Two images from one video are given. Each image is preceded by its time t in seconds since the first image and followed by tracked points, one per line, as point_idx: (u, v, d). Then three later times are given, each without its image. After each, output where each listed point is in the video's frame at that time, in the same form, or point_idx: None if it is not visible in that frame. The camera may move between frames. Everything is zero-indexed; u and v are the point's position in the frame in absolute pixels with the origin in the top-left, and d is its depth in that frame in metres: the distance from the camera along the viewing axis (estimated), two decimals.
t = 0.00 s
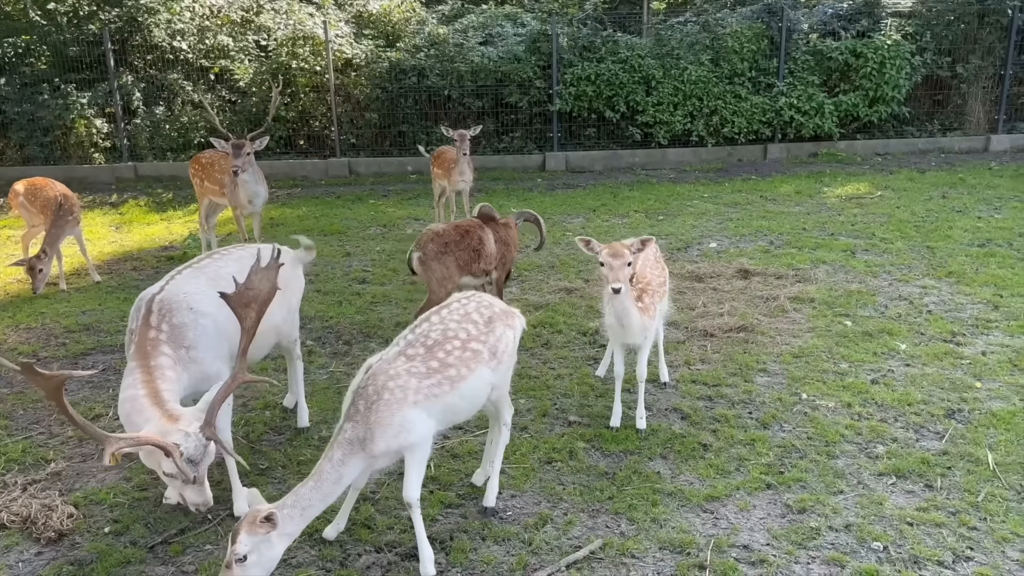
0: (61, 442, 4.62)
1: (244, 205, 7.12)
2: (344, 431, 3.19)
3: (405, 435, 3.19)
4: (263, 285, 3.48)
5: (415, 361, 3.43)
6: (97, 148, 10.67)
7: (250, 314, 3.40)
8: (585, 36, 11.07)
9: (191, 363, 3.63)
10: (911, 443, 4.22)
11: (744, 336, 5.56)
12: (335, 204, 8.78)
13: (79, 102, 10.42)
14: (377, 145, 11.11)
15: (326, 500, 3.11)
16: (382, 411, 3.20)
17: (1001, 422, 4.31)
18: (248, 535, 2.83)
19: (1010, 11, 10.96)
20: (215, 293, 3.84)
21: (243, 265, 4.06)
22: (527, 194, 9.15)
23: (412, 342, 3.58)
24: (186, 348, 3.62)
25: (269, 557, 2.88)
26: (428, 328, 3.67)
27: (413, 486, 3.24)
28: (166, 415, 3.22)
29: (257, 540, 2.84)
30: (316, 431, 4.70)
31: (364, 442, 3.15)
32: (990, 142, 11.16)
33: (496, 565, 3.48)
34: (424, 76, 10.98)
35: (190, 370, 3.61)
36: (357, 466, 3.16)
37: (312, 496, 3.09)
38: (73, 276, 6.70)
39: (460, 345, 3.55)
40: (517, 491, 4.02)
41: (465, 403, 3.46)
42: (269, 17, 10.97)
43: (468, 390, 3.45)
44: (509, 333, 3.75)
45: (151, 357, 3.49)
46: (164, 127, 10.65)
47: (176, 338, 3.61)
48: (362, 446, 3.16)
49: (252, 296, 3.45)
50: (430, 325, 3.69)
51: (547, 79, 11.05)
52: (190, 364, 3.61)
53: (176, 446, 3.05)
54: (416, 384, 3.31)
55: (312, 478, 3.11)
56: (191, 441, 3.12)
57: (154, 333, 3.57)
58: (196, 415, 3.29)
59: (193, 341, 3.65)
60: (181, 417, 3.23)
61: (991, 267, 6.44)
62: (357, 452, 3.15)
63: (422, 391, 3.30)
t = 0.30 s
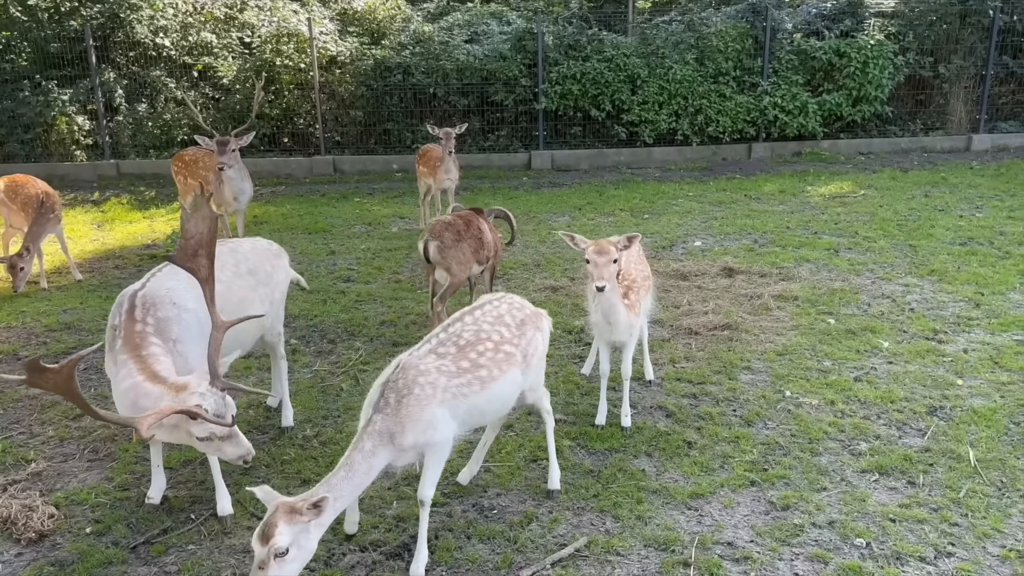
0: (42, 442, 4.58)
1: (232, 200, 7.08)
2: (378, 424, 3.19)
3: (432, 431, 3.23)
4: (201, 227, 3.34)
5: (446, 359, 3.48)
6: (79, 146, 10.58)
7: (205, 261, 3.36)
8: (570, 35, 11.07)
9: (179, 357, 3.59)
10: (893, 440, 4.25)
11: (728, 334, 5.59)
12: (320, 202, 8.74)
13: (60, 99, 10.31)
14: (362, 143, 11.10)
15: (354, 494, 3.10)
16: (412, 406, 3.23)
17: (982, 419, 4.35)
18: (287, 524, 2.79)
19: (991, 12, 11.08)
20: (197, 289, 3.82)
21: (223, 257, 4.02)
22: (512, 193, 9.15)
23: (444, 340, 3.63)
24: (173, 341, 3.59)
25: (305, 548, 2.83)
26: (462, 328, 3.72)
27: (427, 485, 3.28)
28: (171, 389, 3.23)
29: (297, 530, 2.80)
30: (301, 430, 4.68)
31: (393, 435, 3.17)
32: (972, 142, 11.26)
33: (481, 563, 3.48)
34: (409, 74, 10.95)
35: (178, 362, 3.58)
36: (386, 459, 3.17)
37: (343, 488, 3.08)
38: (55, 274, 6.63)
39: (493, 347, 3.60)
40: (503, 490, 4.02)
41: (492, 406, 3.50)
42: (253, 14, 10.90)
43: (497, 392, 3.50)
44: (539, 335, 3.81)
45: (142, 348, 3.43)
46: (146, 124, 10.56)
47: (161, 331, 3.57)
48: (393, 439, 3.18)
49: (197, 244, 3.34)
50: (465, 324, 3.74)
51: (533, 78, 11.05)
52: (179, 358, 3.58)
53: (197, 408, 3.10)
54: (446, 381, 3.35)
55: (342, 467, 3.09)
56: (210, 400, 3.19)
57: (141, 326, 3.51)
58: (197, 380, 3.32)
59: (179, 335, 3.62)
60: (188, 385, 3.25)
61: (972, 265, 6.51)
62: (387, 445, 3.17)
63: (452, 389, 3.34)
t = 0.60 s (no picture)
0: (38, 442, 4.57)
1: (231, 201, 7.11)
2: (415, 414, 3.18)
3: (465, 425, 3.22)
4: (183, 200, 3.58)
5: (477, 354, 3.48)
6: (75, 145, 10.56)
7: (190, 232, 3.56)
8: (567, 36, 11.07)
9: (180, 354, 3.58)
10: (888, 441, 4.26)
11: (724, 335, 5.60)
12: (316, 202, 8.74)
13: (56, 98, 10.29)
14: (359, 143, 11.10)
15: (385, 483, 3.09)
16: (447, 399, 3.23)
17: (976, 420, 4.37)
18: (322, 512, 2.79)
19: (987, 15, 11.12)
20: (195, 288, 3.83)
21: (220, 258, 4.04)
22: (509, 193, 9.16)
23: (474, 334, 3.64)
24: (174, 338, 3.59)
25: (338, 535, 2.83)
26: (489, 323, 3.74)
27: (439, 490, 3.25)
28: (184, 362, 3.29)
29: (330, 516, 2.80)
30: (297, 430, 4.69)
31: (427, 428, 3.15)
32: (968, 144, 11.29)
33: (477, 564, 3.48)
34: (406, 74, 10.96)
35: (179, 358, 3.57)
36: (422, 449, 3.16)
37: (375, 476, 3.06)
38: (51, 274, 6.63)
39: (520, 343, 3.62)
40: (499, 490, 4.03)
41: (518, 402, 3.52)
42: (249, 14, 10.91)
43: (524, 388, 3.52)
44: (557, 331, 3.86)
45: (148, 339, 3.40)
46: (143, 123, 10.55)
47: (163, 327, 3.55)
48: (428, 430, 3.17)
49: (180, 217, 3.56)
50: (492, 320, 3.76)
51: (529, 79, 11.05)
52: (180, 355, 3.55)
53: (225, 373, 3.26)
54: (478, 377, 3.35)
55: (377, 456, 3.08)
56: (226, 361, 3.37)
57: (144, 320, 3.49)
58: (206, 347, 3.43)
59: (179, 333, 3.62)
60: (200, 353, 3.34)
61: (967, 267, 6.53)
62: (420, 436, 3.15)
63: (483, 385, 3.34)
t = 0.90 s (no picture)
0: (59, 444, 4.61)
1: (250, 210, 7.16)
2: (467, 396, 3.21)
3: (514, 417, 3.19)
4: (174, 190, 3.57)
5: (515, 352, 3.49)
6: (97, 151, 10.67)
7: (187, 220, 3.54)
8: (585, 43, 11.07)
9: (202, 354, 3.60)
10: (908, 452, 4.21)
11: (742, 343, 5.56)
12: (334, 208, 8.79)
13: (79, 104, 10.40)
14: (376, 149, 11.18)
15: (445, 467, 3.06)
16: (494, 395, 3.21)
17: (998, 431, 4.31)
18: (394, 468, 2.82)
19: (1009, 22, 11.01)
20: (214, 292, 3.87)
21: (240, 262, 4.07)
22: (526, 200, 9.17)
23: (510, 334, 3.65)
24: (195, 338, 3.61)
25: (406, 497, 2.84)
26: (523, 324, 3.75)
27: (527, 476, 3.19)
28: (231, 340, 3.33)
29: (400, 472, 2.83)
30: (314, 435, 4.70)
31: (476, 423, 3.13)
32: (989, 152, 11.17)
33: (492, 571, 3.48)
34: (424, 81, 11.00)
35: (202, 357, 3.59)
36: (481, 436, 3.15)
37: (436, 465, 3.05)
38: (72, 278, 6.69)
39: (555, 340, 3.62)
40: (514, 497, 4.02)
41: (559, 397, 3.49)
42: (270, 21, 11.00)
43: (564, 383, 3.50)
44: (587, 329, 3.88)
45: (173, 335, 3.44)
46: (163, 129, 10.65)
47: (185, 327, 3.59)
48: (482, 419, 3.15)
49: (175, 208, 3.55)
50: (524, 321, 3.77)
51: (547, 85, 11.05)
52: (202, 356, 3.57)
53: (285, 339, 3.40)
54: (520, 373, 3.34)
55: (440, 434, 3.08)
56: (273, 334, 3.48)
57: (167, 318, 3.54)
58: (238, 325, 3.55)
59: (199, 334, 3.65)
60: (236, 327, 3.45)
61: (989, 276, 6.46)
62: (471, 430, 3.13)
63: (525, 380, 3.32)
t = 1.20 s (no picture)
0: (116, 448, 4.73)
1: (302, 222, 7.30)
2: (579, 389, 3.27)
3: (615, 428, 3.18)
4: (271, 196, 3.75)
5: (608, 362, 3.50)
6: (156, 164, 10.95)
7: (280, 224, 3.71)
8: (634, 57, 11.06)
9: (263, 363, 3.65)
10: (965, 475, 4.08)
11: (793, 361, 5.46)
12: (382, 220, 8.90)
13: (139, 118, 10.73)
14: (425, 163, 11.31)
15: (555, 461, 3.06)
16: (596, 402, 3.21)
17: None
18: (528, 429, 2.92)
19: None
20: (274, 302, 3.91)
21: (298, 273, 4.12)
22: (572, 213, 9.17)
23: (600, 342, 3.67)
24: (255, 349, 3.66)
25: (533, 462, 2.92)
26: (611, 333, 3.78)
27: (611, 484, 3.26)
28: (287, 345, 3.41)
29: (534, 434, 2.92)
30: (361, 445, 4.74)
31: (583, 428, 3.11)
32: None
33: None
34: (473, 95, 11.07)
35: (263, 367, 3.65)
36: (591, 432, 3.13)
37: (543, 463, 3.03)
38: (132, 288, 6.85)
39: (643, 351, 3.64)
40: (559, 513, 3.99)
41: (645, 411, 3.50)
42: (324, 37, 11.23)
43: (651, 397, 3.53)
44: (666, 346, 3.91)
45: (237, 344, 3.52)
46: (219, 142, 10.91)
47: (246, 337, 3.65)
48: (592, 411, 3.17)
49: (270, 213, 3.71)
50: (612, 330, 3.80)
51: (595, 99, 11.07)
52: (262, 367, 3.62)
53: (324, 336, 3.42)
54: (617, 381, 3.35)
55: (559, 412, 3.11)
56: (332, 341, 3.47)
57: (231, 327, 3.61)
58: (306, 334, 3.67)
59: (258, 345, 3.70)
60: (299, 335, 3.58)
61: None
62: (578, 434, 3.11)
63: (621, 390, 3.33)
